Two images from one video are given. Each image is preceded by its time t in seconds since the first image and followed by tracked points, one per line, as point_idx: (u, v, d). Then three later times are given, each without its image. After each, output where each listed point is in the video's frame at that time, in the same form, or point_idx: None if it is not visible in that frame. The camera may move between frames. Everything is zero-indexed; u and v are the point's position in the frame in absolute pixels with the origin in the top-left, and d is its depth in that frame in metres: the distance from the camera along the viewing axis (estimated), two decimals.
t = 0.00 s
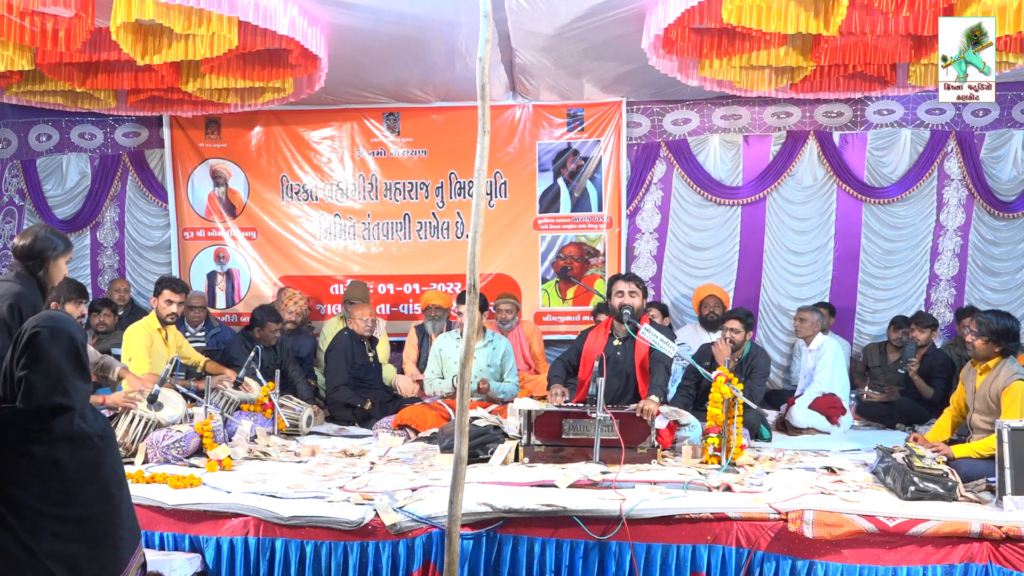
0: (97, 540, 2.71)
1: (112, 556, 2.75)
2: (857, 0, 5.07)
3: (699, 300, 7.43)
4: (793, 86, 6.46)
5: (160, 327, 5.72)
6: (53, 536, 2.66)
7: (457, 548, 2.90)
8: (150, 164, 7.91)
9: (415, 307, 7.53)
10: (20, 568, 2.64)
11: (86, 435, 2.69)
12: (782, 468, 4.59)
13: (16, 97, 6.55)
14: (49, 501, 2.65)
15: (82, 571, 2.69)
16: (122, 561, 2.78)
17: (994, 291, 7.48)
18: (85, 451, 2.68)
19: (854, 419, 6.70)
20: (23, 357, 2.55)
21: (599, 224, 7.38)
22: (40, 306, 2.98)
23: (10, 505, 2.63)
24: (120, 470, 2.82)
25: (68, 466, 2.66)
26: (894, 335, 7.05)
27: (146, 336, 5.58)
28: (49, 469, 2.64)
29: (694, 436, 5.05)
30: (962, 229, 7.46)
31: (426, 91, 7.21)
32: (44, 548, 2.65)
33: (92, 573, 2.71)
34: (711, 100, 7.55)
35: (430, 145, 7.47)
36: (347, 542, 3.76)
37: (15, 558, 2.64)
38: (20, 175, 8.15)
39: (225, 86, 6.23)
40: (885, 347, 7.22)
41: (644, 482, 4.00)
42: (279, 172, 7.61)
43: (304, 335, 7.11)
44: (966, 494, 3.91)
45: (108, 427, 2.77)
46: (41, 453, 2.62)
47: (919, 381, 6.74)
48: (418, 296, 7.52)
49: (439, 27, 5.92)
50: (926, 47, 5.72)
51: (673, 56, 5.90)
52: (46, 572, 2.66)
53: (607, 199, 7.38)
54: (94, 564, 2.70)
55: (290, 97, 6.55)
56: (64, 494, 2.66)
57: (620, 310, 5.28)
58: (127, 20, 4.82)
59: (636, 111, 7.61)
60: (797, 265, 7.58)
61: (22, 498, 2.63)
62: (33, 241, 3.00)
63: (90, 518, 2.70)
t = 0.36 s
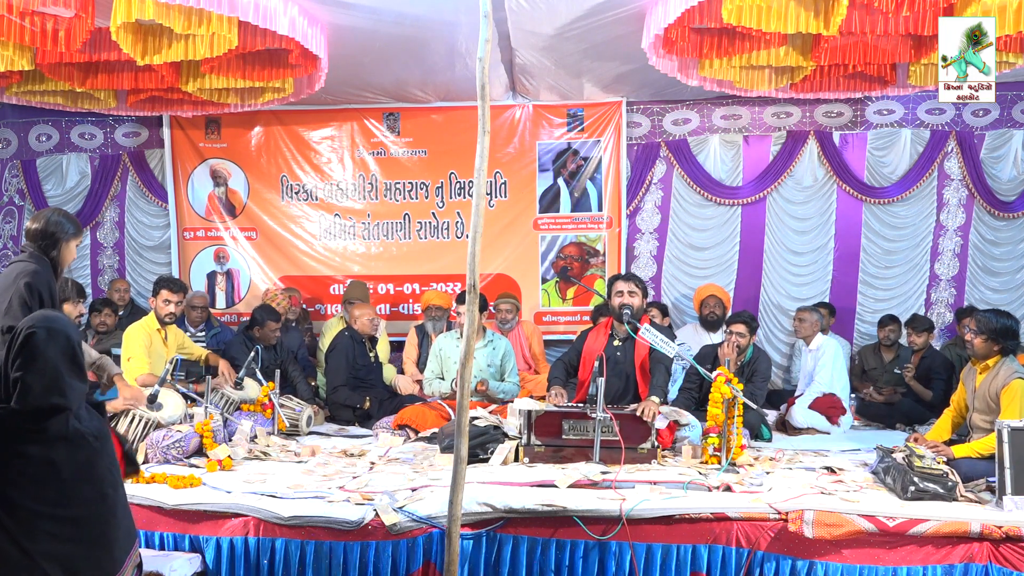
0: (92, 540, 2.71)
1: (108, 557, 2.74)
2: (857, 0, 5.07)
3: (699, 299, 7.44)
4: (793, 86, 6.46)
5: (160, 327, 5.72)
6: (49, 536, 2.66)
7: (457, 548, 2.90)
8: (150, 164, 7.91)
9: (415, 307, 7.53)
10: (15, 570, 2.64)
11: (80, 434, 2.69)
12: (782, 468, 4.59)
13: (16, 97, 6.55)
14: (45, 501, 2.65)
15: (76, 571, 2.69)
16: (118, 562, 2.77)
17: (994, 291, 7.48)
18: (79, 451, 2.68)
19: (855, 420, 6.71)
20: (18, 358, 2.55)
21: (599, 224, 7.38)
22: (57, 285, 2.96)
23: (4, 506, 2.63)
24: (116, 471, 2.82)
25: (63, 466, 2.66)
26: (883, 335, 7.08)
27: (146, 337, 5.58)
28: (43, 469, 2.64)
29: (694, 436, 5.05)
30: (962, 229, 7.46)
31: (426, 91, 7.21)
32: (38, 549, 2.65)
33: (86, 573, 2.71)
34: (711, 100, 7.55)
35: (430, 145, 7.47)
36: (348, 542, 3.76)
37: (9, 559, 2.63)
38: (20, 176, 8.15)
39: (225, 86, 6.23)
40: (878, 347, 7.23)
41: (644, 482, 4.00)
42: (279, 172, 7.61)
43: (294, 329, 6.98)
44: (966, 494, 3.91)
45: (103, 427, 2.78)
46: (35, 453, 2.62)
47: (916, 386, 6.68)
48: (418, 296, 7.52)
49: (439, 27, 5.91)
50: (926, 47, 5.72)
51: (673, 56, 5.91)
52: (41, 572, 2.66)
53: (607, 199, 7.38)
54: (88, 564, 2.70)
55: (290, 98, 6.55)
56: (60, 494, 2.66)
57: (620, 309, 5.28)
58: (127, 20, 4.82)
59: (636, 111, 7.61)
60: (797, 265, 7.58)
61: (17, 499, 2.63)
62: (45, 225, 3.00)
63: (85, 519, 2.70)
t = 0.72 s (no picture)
0: (79, 541, 2.70)
1: (96, 557, 2.72)
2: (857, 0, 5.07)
3: (699, 299, 7.43)
4: (793, 86, 6.46)
5: (160, 327, 5.71)
6: (36, 537, 2.66)
7: (457, 548, 2.90)
8: (150, 164, 7.91)
9: (415, 307, 7.53)
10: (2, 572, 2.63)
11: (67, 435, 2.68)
12: (782, 468, 4.59)
13: (16, 97, 6.55)
14: (32, 501, 2.65)
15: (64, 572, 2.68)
16: (107, 562, 2.76)
17: (994, 291, 7.48)
18: (66, 452, 2.68)
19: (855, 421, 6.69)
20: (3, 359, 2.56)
21: (599, 224, 7.38)
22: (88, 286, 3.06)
23: None
24: (105, 472, 2.81)
25: (51, 467, 2.66)
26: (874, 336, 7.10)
27: (147, 337, 5.58)
28: (30, 469, 2.64)
29: (695, 436, 5.06)
30: (962, 228, 7.46)
31: (426, 91, 7.21)
32: (27, 549, 2.65)
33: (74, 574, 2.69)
34: (711, 100, 7.56)
35: (430, 145, 7.47)
36: (348, 542, 3.76)
37: None
38: (20, 176, 8.15)
39: (225, 86, 6.23)
40: (871, 349, 7.27)
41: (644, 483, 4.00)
42: (279, 172, 7.61)
43: (293, 330, 6.97)
44: (966, 494, 3.92)
45: (93, 428, 2.78)
46: (23, 453, 2.62)
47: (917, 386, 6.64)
48: (418, 296, 7.52)
49: (439, 27, 5.91)
50: (926, 47, 5.72)
51: (673, 56, 5.91)
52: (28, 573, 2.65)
53: (607, 199, 7.38)
54: (76, 564, 2.69)
55: (290, 98, 6.55)
56: (47, 494, 2.66)
57: (620, 310, 5.28)
58: (127, 20, 4.82)
59: (636, 111, 7.61)
60: (797, 265, 7.57)
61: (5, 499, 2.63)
62: (69, 228, 3.10)
63: (72, 518, 2.69)
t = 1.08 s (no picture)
0: (68, 542, 2.49)
1: (86, 560, 2.51)
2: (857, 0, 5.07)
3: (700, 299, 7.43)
4: (793, 86, 6.46)
5: (160, 327, 5.71)
6: (22, 538, 2.44)
7: (457, 548, 2.90)
8: (150, 164, 7.91)
9: (415, 307, 7.53)
10: None
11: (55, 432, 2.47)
12: (782, 468, 4.59)
13: (16, 97, 6.55)
14: (18, 499, 2.43)
15: None
16: (97, 566, 2.55)
17: (994, 291, 7.48)
18: (55, 451, 2.46)
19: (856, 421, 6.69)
20: None
21: (599, 224, 7.38)
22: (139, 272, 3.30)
23: None
24: (98, 471, 2.59)
25: (38, 465, 2.44)
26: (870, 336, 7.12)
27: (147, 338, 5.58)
28: (15, 468, 2.41)
29: (694, 436, 5.06)
30: (962, 228, 7.46)
31: (426, 91, 7.21)
32: (11, 550, 2.42)
33: None
34: (711, 100, 7.56)
35: (430, 145, 7.47)
36: (348, 542, 3.77)
37: None
38: (20, 176, 8.15)
39: (225, 86, 6.23)
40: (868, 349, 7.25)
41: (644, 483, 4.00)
42: (279, 172, 7.61)
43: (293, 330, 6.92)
44: (966, 494, 3.92)
45: (84, 425, 2.57)
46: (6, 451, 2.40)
47: (914, 376, 6.72)
48: (418, 296, 7.52)
49: (439, 27, 5.91)
50: (926, 47, 5.72)
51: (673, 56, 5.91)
52: None
53: (607, 199, 7.38)
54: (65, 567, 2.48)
55: (290, 98, 6.55)
56: (34, 492, 2.45)
57: (620, 310, 5.28)
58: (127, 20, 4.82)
59: (636, 110, 7.61)
60: (797, 265, 7.57)
61: None
62: (121, 221, 3.34)
63: (61, 519, 2.48)
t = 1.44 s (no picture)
0: (95, 543, 2.48)
1: (112, 562, 2.50)
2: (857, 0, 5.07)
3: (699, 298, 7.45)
4: (793, 86, 6.46)
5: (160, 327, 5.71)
6: (52, 538, 2.43)
7: (457, 548, 2.90)
8: (150, 164, 7.91)
9: (415, 307, 7.52)
10: (13, 571, 2.39)
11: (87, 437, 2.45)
12: (782, 468, 4.59)
13: (16, 97, 6.55)
14: (48, 500, 2.42)
15: None
16: (123, 568, 2.54)
17: (994, 291, 7.48)
18: (86, 454, 2.44)
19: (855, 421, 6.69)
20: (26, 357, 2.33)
21: (599, 224, 7.38)
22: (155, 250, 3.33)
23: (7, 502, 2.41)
24: (128, 475, 2.57)
25: (70, 468, 2.42)
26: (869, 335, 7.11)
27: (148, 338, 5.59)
28: (47, 470, 2.40)
29: (694, 436, 5.06)
30: (962, 228, 7.46)
31: (426, 91, 7.21)
32: (39, 550, 2.41)
33: None
34: (711, 100, 7.56)
35: (430, 145, 7.47)
36: (348, 543, 3.77)
37: (9, 559, 2.40)
38: (20, 176, 8.15)
39: (225, 86, 6.23)
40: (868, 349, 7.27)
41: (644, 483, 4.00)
42: (279, 172, 7.61)
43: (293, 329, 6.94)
44: (966, 494, 3.91)
45: (116, 428, 2.55)
46: (41, 453, 2.39)
47: (910, 369, 6.75)
48: (418, 296, 7.52)
49: (439, 27, 5.91)
50: (926, 47, 5.72)
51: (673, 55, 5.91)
52: None
53: (607, 199, 7.38)
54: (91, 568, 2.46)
55: (290, 98, 6.55)
56: (65, 493, 2.44)
57: (620, 310, 5.29)
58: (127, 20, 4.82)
59: (636, 110, 7.61)
60: (797, 265, 7.57)
61: (19, 496, 2.41)
62: (138, 202, 3.40)
63: (91, 522, 2.47)
